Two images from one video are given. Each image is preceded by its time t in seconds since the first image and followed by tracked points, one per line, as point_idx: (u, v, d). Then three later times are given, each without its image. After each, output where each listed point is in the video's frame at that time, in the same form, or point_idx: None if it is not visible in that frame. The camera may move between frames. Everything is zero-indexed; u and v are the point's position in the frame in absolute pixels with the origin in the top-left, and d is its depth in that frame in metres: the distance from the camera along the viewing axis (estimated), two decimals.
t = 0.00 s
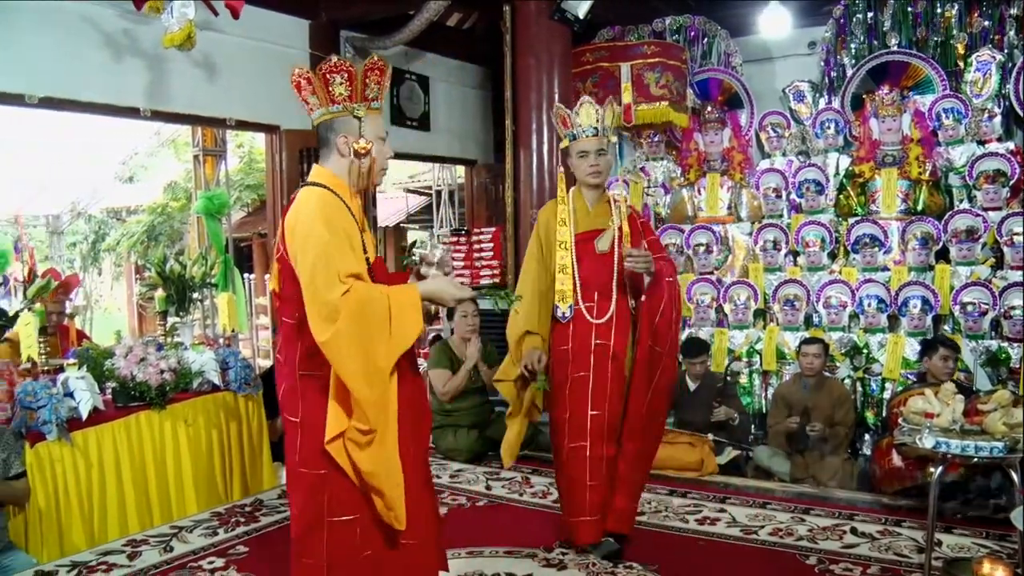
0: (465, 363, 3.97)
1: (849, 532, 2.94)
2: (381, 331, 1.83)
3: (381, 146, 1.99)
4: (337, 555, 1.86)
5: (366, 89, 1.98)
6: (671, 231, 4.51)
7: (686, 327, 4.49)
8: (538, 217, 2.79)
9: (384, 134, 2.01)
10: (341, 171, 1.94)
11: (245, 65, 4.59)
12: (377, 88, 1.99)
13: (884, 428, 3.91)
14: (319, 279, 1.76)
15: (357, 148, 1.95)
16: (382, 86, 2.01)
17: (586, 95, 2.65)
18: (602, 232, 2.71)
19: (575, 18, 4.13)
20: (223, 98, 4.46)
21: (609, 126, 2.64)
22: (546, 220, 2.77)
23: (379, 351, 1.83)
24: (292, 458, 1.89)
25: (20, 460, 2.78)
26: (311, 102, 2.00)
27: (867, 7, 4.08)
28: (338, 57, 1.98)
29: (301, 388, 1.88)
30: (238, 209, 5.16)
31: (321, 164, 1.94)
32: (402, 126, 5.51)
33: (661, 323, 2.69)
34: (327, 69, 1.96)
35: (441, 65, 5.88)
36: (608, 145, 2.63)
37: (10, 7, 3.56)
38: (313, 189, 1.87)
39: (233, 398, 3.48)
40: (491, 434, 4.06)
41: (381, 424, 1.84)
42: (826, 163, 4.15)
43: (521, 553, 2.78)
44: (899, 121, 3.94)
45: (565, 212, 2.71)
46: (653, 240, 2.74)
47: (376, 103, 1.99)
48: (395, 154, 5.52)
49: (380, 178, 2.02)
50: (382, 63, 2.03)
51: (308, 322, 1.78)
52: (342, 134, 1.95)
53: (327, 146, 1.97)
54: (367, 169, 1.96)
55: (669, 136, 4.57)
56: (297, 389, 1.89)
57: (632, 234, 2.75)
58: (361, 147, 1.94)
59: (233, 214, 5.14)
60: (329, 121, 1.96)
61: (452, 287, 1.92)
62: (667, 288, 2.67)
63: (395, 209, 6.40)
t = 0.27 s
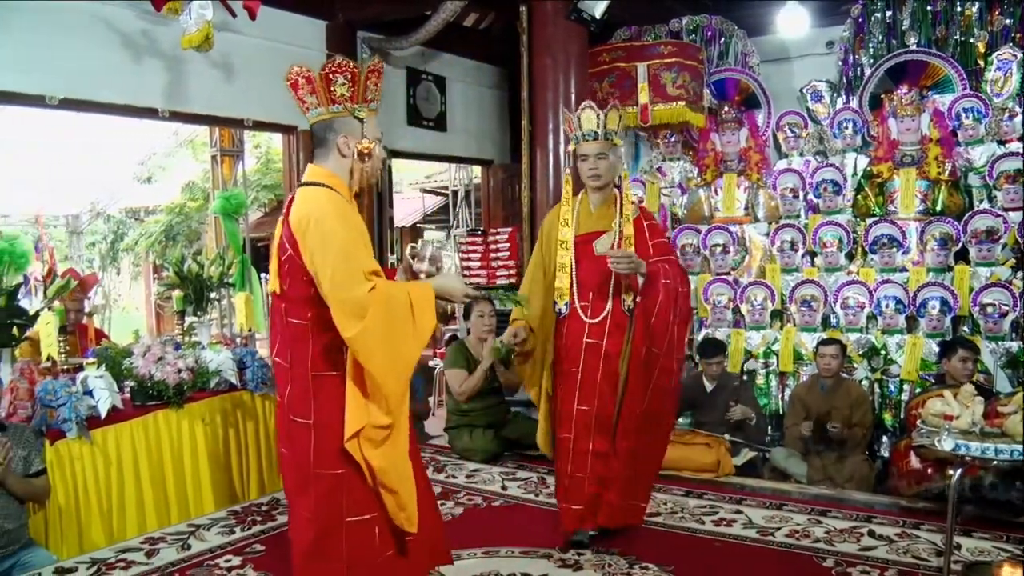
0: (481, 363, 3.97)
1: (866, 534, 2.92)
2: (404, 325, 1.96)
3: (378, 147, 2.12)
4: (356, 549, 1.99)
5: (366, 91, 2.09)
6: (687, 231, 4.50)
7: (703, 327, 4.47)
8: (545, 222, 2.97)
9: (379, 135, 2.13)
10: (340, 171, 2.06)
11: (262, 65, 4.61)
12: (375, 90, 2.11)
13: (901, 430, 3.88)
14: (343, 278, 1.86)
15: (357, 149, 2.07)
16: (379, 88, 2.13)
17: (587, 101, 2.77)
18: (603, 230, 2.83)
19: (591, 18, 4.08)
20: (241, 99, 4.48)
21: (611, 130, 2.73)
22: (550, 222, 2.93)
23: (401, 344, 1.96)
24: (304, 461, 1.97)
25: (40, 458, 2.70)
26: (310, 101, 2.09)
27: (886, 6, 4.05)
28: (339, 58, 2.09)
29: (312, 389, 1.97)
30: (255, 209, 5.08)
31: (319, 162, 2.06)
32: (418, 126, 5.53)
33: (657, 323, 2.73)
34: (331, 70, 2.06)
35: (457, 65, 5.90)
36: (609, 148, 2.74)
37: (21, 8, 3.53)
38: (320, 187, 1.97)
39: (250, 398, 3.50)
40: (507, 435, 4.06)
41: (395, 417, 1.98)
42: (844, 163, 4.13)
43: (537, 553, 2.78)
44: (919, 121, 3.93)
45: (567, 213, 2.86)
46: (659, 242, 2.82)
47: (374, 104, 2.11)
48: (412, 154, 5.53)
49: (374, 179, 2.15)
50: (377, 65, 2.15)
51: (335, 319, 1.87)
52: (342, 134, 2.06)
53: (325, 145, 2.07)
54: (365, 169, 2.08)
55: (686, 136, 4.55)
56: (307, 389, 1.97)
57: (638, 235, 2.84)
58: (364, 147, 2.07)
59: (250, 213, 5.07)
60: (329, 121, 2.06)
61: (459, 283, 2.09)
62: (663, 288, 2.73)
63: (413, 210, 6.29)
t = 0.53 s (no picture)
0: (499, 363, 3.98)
1: (886, 537, 2.90)
2: (442, 314, 2.05)
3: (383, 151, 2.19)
4: (388, 542, 2.05)
5: (374, 96, 2.15)
6: (706, 231, 4.48)
7: (722, 328, 4.45)
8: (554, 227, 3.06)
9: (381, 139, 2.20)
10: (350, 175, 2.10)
11: (282, 66, 4.63)
12: (380, 95, 2.17)
13: (922, 432, 3.85)
14: (383, 274, 1.93)
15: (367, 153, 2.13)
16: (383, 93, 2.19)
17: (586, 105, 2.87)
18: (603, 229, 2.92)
19: (609, 19, 4.15)
20: (260, 99, 4.51)
21: (607, 133, 2.83)
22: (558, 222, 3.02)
23: (438, 335, 2.04)
24: (335, 462, 2.00)
25: (62, 455, 2.73)
26: (318, 105, 2.11)
27: (907, 4, 4.02)
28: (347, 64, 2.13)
29: (341, 388, 2.00)
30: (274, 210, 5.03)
31: (330, 164, 2.08)
32: (436, 126, 5.56)
33: (650, 319, 2.81)
34: (343, 75, 2.10)
35: (476, 65, 5.91)
36: (608, 151, 2.83)
37: (43, 9, 3.56)
38: (333, 190, 2.02)
39: (269, 397, 3.52)
40: (525, 435, 4.06)
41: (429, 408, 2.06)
42: (864, 163, 4.11)
43: (554, 553, 2.77)
44: (939, 120, 3.88)
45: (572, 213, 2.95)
46: (659, 242, 2.88)
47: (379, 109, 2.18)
48: (430, 154, 5.54)
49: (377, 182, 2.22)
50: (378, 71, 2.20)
51: (377, 315, 1.93)
52: (353, 138, 2.11)
53: (335, 149, 2.10)
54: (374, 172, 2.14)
55: (705, 136, 4.54)
56: (337, 388, 2.01)
57: (638, 236, 2.90)
58: (373, 151, 2.15)
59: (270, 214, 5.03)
60: (340, 125, 2.09)
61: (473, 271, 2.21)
62: (652, 284, 2.82)
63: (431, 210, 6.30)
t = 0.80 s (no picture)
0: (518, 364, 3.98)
1: (907, 540, 2.88)
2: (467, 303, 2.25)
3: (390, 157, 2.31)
4: (414, 524, 2.21)
5: (386, 105, 2.27)
6: (726, 231, 4.45)
7: (742, 328, 4.43)
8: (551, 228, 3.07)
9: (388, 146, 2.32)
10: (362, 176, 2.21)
11: (302, 66, 4.65)
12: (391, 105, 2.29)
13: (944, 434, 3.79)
14: (420, 268, 2.09)
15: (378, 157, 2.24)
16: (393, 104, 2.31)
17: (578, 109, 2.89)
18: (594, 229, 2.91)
19: (630, 17, 4.09)
20: (281, 99, 4.54)
21: (600, 134, 2.83)
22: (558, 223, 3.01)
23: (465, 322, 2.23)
24: (367, 453, 2.13)
25: (84, 453, 2.74)
26: (335, 107, 2.21)
27: (930, 2, 4.00)
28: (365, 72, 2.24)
29: (372, 386, 2.14)
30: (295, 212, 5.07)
31: (344, 167, 2.19)
32: (456, 126, 5.56)
33: (632, 316, 2.79)
34: (363, 82, 2.21)
35: (496, 65, 5.92)
36: (599, 152, 2.82)
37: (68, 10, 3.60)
38: (349, 192, 2.13)
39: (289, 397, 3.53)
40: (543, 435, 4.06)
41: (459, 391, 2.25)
42: (886, 163, 4.08)
43: (573, 553, 2.77)
44: (963, 119, 3.84)
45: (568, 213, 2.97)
46: (648, 241, 2.83)
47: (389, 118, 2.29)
48: (450, 155, 5.55)
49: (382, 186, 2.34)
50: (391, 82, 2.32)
51: (415, 307, 2.09)
52: (367, 142, 2.22)
53: (349, 150, 2.20)
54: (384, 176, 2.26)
55: (725, 136, 4.56)
56: (370, 382, 2.14)
57: (626, 235, 2.86)
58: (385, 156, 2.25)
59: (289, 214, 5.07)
60: (356, 128, 2.20)
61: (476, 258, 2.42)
62: (636, 280, 2.80)
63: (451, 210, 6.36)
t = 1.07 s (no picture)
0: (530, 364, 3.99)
1: (921, 542, 2.87)
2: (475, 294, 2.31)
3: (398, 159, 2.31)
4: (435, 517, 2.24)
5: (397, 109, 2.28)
6: (739, 231, 4.45)
7: (754, 329, 4.42)
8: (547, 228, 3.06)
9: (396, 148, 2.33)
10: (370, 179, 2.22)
11: (315, 66, 4.67)
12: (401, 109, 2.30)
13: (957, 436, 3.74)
14: (434, 267, 2.13)
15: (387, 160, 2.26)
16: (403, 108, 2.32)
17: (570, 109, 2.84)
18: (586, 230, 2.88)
19: (642, 17, 4.11)
20: (294, 99, 4.55)
21: (591, 138, 2.81)
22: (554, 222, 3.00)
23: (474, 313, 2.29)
24: (391, 446, 2.16)
25: (99, 451, 2.75)
26: (346, 111, 2.22)
27: (945, 1, 3.98)
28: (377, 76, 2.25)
29: (392, 380, 2.16)
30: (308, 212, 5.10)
31: (354, 170, 2.20)
32: (469, 126, 5.57)
33: (617, 312, 2.78)
34: (375, 87, 2.22)
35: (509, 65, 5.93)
36: (591, 155, 2.79)
37: (84, 11, 3.62)
38: (362, 195, 2.15)
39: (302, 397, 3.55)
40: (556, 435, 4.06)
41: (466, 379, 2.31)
42: (900, 163, 4.05)
43: (584, 553, 2.77)
44: (978, 119, 3.84)
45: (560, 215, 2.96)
46: (637, 242, 2.79)
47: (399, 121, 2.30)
48: (463, 155, 5.56)
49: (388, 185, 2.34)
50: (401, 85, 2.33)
51: (433, 307, 2.14)
52: (377, 146, 2.23)
53: (360, 154, 2.21)
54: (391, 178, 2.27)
55: (738, 136, 4.53)
56: (388, 379, 2.16)
57: (615, 238, 2.82)
58: (395, 160, 2.27)
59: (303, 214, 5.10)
60: (366, 132, 2.21)
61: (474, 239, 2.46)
62: (624, 279, 2.78)
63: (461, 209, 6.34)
